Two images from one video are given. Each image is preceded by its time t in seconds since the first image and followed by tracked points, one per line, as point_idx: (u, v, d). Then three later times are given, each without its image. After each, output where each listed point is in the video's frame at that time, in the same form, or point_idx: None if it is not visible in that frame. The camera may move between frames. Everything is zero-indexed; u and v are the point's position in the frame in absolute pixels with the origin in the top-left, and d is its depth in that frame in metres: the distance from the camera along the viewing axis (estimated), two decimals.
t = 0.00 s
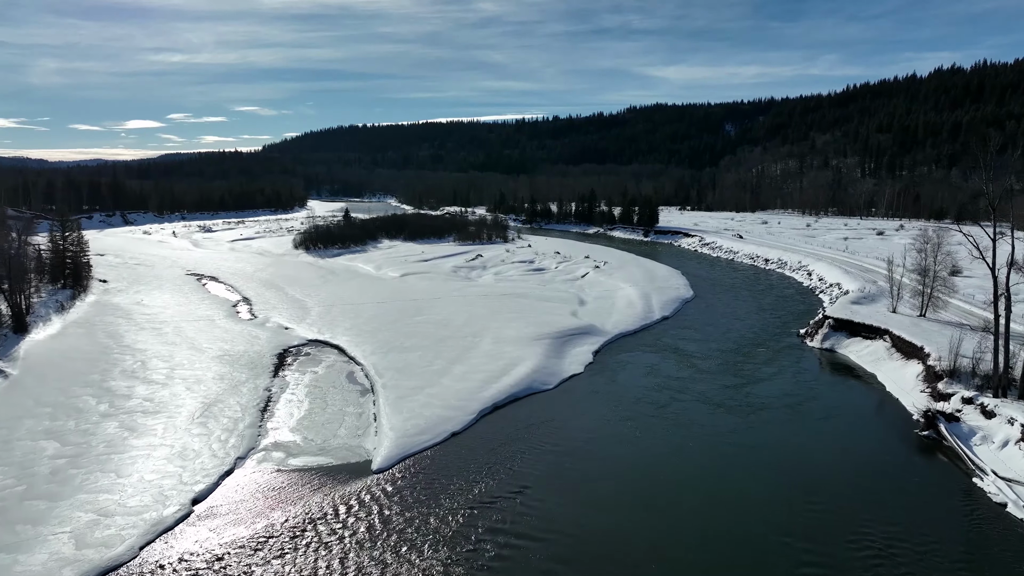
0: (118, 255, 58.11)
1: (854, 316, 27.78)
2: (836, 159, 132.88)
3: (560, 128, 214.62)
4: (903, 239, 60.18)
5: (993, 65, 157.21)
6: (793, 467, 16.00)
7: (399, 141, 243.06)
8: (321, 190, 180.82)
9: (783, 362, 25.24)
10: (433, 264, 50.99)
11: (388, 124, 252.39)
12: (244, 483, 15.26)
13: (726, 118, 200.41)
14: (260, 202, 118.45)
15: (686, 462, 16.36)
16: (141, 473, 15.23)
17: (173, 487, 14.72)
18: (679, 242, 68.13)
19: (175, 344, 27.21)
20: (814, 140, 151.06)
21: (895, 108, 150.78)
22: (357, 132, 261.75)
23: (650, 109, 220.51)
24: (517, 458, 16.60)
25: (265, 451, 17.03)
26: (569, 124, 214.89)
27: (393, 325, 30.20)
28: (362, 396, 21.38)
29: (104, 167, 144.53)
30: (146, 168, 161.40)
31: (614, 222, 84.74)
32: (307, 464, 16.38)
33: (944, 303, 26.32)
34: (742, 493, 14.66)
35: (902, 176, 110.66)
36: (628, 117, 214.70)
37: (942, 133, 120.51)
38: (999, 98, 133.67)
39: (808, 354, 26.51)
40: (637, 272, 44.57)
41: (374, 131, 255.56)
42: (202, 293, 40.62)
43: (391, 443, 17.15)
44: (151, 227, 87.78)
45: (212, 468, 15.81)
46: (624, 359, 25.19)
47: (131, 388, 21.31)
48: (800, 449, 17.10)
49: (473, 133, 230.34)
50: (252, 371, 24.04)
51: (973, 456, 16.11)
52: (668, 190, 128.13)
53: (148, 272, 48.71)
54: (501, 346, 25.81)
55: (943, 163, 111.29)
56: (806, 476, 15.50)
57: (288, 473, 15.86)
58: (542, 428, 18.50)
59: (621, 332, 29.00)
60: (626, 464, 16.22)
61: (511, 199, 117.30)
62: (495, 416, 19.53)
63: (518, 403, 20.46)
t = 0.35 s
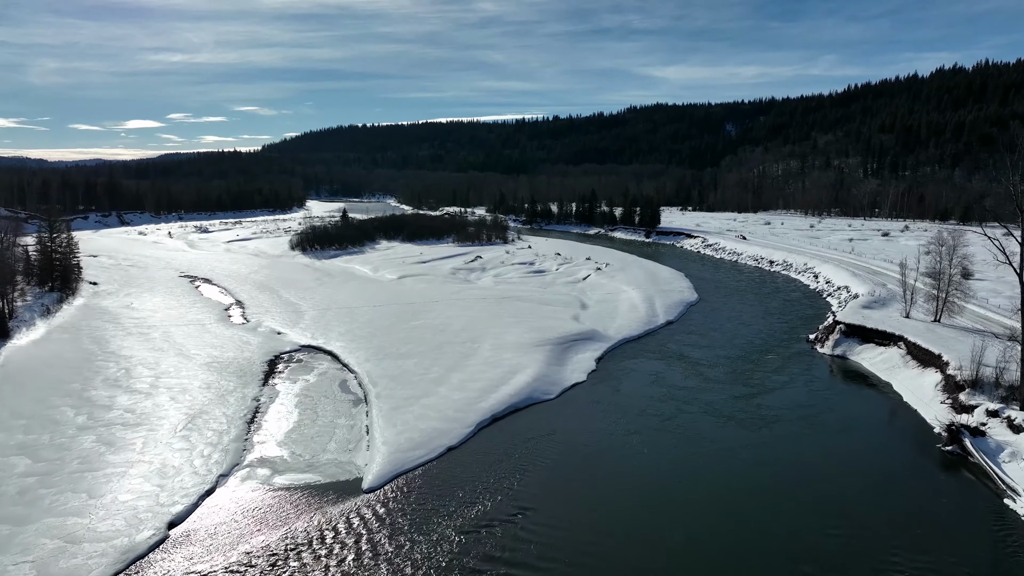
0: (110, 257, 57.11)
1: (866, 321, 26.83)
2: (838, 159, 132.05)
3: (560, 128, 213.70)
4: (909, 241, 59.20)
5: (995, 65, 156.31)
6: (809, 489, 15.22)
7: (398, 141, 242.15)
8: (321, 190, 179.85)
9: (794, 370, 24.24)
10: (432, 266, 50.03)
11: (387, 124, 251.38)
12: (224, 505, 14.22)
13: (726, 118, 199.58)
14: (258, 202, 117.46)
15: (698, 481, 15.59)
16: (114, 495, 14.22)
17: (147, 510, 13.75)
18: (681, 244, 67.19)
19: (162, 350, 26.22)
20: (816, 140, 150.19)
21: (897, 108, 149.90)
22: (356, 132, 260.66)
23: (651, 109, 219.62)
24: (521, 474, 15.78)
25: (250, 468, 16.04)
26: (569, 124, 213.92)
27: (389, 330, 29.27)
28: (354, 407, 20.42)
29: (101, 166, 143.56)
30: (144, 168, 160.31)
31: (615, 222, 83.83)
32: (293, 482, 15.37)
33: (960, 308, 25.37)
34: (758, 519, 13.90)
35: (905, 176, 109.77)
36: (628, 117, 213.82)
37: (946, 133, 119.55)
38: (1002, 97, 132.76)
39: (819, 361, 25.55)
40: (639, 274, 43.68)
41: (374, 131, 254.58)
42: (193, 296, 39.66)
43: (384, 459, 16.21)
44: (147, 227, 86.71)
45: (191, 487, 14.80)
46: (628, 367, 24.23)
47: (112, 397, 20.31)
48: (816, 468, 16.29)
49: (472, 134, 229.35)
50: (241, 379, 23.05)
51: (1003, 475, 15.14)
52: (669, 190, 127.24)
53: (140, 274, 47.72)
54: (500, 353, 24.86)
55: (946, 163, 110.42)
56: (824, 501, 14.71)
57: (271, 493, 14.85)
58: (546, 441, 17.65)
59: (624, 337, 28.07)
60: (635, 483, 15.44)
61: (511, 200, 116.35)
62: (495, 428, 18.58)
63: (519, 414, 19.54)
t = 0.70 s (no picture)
0: (103, 258, 56.11)
1: (879, 326, 25.87)
2: (840, 159, 131.21)
3: (560, 128, 212.76)
4: (916, 242, 58.22)
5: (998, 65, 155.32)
6: (828, 511, 14.36)
7: (397, 141, 241.19)
8: (320, 190, 178.91)
9: (805, 378, 23.25)
10: (430, 267, 49.06)
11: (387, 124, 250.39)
12: (202, 530, 13.26)
13: (727, 118, 198.69)
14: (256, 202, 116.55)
15: (709, 493, 15.03)
16: (84, 518, 13.25)
17: (118, 536, 12.79)
18: (684, 244, 66.23)
19: (148, 356, 25.22)
20: (818, 140, 149.30)
21: (899, 107, 148.95)
22: (356, 132, 259.67)
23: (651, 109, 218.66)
24: (523, 491, 14.92)
25: (232, 486, 15.06)
26: (569, 124, 212.96)
27: (385, 335, 28.31)
28: (345, 418, 19.43)
29: (99, 165, 142.59)
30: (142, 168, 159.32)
31: (616, 223, 82.92)
32: (278, 503, 14.39)
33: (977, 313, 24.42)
34: (776, 543, 13.15)
35: (908, 176, 108.79)
36: (629, 117, 212.88)
37: (949, 133, 118.61)
38: (1006, 97, 131.80)
39: (831, 368, 24.57)
40: (642, 276, 42.72)
41: (373, 131, 253.63)
42: (185, 298, 38.69)
43: (375, 477, 15.25)
44: (143, 228, 85.67)
45: (168, 509, 13.83)
46: (633, 375, 23.23)
47: (90, 408, 19.28)
48: (835, 488, 15.40)
49: (472, 134, 228.31)
50: (228, 387, 22.06)
51: None
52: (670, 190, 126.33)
53: (132, 276, 46.77)
54: (499, 360, 23.87)
55: (950, 163, 109.56)
56: (845, 525, 13.86)
57: (254, 515, 13.90)
58: (549, 456, 16.72)
59: (628, 343, 27.08)
60: (645, 501, 14.60)
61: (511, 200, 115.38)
62: (494, 442, 17.59)
63: (518, 427, 18.56)
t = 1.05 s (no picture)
0: (97, 259, 55.19)
1: (893, 332, 24.89)
2: (843, 158, 130.38)
3: (561, 128, 211.91)
4: (922, 243, 57.25)
5: (1002, 64, 154.14)
6: (850, 534, 13.41)
7: (397, 141, 240.33)
8: (318, 191, 177.89)
9: (817, 387, 22.31)
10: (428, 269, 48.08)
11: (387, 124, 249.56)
12: (176, 558, 12.31)
13: (728, 117, 197.78)
14: (254, 203, 115.72)
15: (716, 493, 14.95)
16: (49, 545, 12.31)
17: (85, 565, 11.87)
18: (686, 245, 65.33)
19: (132, 363, 24.24)
20: (820, 140, 148.46)
21: (902, 107, 148.00)
22: (356, 132, 258.95)
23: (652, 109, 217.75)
24: (528, 495, 14.70)
25: (212, 507, 14.11)
26: (569, 124, 212.07)
27: (380, 340, 27.32)
28: (336, 430, 18.45)
29: (96, 164, 141.55)
30: (140, 167, 158.59)
31: (617, 223, 82.01)
32: (259, 526, 13.41)
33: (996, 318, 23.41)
34: (779, 545, 13.04)
35: (911, 176, 107.95)
36: (629, 117, 212.01)
37: (952, 132, 117.68)
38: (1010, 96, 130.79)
39: (843, 376, 23.61)
40: (645, 278, 41.82)
41: (373, 131, 252.83)
42: (177, 301, 37.75)
43: (364, 497, 14.28)
44: (139, 228, 84.70)
45: (141, 533, 12.89)
46: (638, 383, 22.28)
47: (67, 420, 18.29)
48: (847, 494, 15.04)
49: (472, 134, 227.44)
50: (214, 396, 21.09)
51: None
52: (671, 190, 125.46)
53: (124, 277, 45.79)
54: (498, 367, 22.89)
55: (953, 163, 108.73)
56: (869, 550, 12.90)
57: (234, 539, 12.93)
58: (552, 472, 15.79)
59: (631, 349, 26.13)
60: (654, 522, 13.72)
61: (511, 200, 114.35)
62: (492, 456, 16.67)
63: (519, 441, 17.62)
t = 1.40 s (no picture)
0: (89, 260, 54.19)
1: (907, 338, 23.95)
2: (845, 158, 129.46)
3: (561, 128, 210.99)
4: (929, 244, 56.25)
5: (1005, 63, 152.95)
6: (867, 559, 12.63)
7: (397, 141, 239.41)
8: (317, 190, 177.00)
9: (829, 396, 21.36)
10: (426, 270, 47.11)
11: (386, 124, 248.63)
12: None
13: (729, 117, 196.85)
14: (252, 203, 114.76)
15: (721, 502, 14.48)
16: None
17: None
18: (688, 246, 64.37)
19: (115, 371, 23.24)
20: (821, 139, 147.52)
21: (904, 106, 146.98)
22: (355, 132, 258.04)
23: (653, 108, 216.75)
24: (529, 506, 14.17)
25: (188, 531, 13.13)
26: (570, 124, 211.13)
27: (374, 345, 26.35)
28: (326, 443, 17.48)
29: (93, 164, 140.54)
30: (137, 168, 157.72)
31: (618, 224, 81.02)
32: (238, 551, 12.46)
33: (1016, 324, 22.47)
34: (786, 558, 12.58)
35: (914, 177, 107.02)
36: (630, 117, 211.06)
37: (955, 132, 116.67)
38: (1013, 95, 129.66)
39: (856, 384, 22.65)
40: (648, 280, 40.85)
41: (373, 130, 251.93)
42: (167, 304, 36.76)
43: (352, 520, 13.32)
44: (135, 229, 83.66)
45: (110, 562, 11.94)
46: (643, 392, 21.32)
47: (41, 434, 17.28)
48: (859, 508, 14.50)
49: (472, 133, 226.50)
50: (199, 407, 20.10)
51: None
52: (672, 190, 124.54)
53: (115, 279, 44.81)
54: (497, 375, 21.89)
55: (956, 163, 107.79)
56: None
57: (210, 569, 11.95)
58: (552, 490, 14.89)
59: (635, 354, 25.17)
60: (659, 537, 13.12)
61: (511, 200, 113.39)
62: (491, 473, 15.73)
63: (518, 455, 16.67)
